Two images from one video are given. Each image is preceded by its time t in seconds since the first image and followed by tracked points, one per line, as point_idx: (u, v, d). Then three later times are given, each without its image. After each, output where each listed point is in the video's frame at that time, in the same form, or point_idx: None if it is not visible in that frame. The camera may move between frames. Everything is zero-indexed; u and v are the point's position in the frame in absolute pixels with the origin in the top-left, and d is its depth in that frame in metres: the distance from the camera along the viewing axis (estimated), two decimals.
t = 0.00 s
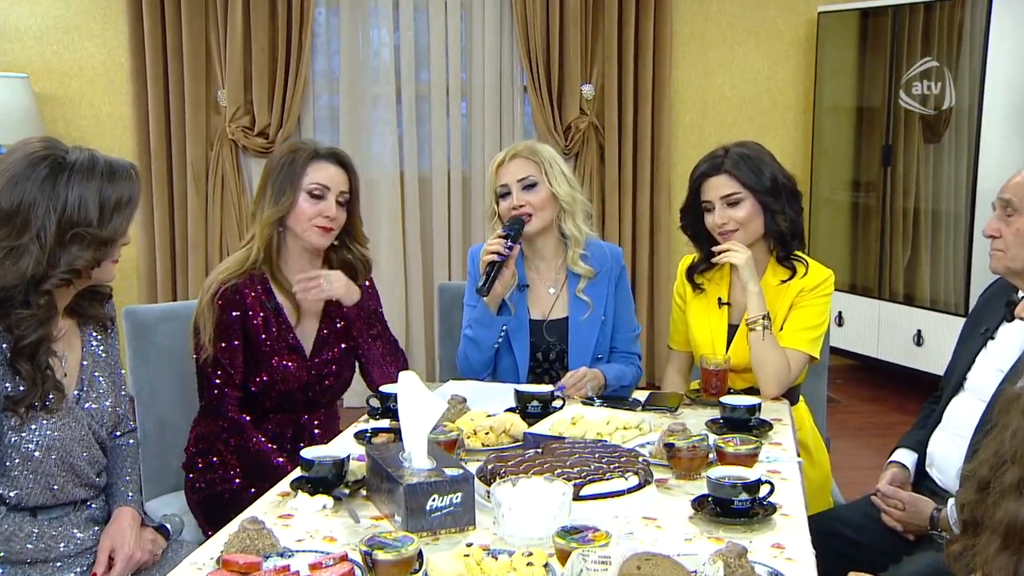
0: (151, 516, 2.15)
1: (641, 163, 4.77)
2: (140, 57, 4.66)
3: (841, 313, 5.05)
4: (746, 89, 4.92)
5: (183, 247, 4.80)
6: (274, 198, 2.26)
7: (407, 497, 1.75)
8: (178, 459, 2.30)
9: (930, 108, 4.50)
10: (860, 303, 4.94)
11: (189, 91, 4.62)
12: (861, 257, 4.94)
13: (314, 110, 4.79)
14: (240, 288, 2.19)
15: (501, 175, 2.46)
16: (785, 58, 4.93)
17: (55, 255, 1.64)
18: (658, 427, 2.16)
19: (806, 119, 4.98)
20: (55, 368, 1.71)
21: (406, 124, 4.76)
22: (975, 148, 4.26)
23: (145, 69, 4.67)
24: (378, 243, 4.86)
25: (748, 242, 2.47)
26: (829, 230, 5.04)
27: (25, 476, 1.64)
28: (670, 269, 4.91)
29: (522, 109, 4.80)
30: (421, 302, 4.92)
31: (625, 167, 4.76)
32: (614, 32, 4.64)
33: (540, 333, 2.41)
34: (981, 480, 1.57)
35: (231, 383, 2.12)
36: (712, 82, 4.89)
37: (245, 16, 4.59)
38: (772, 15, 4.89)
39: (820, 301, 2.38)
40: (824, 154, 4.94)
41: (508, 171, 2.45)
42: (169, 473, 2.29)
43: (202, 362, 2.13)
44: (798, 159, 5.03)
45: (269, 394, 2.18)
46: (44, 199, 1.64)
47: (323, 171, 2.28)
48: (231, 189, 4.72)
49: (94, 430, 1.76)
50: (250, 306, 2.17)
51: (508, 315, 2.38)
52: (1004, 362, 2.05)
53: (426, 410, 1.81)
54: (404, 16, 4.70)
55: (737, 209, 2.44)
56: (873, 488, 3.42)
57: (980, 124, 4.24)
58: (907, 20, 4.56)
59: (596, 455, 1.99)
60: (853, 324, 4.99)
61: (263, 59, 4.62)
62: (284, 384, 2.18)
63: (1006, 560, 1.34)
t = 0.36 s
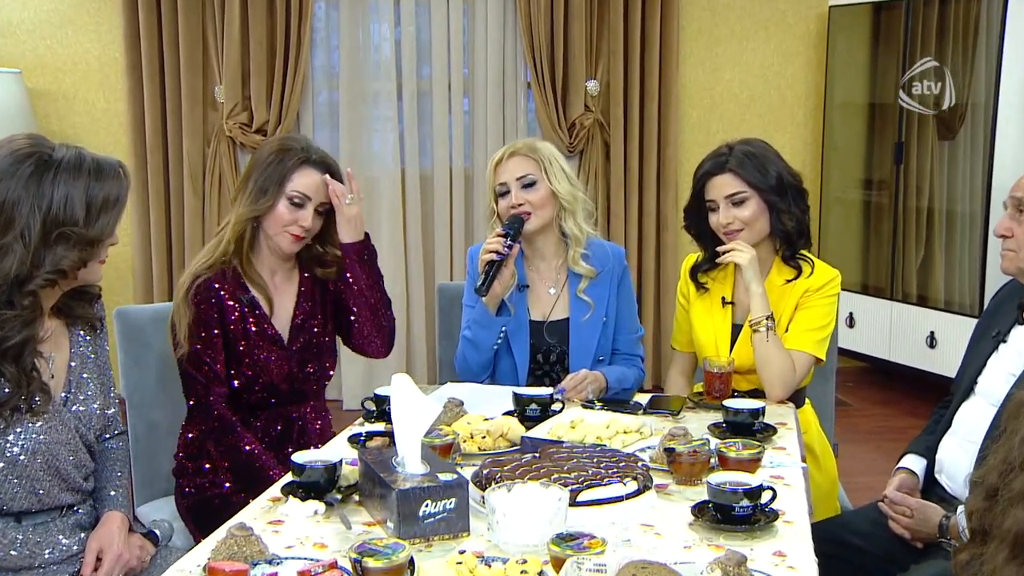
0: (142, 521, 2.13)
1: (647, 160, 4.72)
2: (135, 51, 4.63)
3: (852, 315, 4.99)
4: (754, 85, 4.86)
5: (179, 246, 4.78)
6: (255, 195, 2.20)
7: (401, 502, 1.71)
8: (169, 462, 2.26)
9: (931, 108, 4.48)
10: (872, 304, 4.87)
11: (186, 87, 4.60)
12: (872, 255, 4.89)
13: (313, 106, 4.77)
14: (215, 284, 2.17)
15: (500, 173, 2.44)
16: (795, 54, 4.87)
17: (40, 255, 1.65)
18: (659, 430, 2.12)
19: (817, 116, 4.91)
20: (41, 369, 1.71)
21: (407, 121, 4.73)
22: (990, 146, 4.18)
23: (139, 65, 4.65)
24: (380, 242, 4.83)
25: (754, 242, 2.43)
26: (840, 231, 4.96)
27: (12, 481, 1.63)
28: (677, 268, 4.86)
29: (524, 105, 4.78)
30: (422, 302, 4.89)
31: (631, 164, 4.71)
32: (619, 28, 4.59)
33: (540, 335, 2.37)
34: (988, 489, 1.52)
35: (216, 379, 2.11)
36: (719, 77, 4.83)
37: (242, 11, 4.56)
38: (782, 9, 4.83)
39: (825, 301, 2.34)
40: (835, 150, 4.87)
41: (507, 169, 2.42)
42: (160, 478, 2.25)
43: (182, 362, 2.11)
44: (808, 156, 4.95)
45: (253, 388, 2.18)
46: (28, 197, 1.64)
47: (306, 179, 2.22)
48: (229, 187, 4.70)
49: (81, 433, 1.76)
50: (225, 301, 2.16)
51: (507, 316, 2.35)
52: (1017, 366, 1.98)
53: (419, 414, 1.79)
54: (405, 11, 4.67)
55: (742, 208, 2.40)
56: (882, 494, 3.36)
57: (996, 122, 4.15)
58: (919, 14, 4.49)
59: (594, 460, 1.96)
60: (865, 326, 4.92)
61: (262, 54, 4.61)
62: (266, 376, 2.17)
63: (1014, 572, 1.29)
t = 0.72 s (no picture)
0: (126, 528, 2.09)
1: (648, 156, 4.68)
2: (124, 46, 4.64)
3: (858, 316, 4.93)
4: (757, 80, 4.89)
5: (170, 244, 4.76)
6: (215, 190, 2.19)
7: (386, 507, 1.68)
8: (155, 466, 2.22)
9: (931, 108, 4.45)
10: (879, 305, 4.81)
11: (176, 83, 4.59)
12: (878, 250, 4.84)
13: (307, 102, 4.73)
14: (187, 281, 2.14)
15: (493, 172, 2.44)
16: (799, 49, 4.89)
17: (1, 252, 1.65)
18: (655, 434, 2.08)
19: (822, 112, 4.95)
20: (21, 371, 1.71)
21: (402, 116, 4.71)
22: (999, 140, 4.07)
23: (130, 60, 4.65)
24: (376, 239, 4.79)
25: (756, 241, 2.38)
26: (846, 227, 4.96)
27: None
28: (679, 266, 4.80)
29: (523, 102, 4.73)
30: (419, 300, 4.87)
31: (631, 161, 4.66)
32: (619, 23, 4.55)
33: (536, 336, 2.37)
34: (991, 495, 1.47)
35: (198, 381, 2.06)
36: (721, 75, 4.87)
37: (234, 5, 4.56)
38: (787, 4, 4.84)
39: (827, 302, 2.30)
40: (840, 147, 4.88)
41: (499, 167, 2.42)
42: (145, 483, 2.20)
43: (163, 363, 2.08)
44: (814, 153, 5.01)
45: (233, 385, 2.14)
46: None
47: (263, 161, 2.20)
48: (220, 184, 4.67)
49: (62, 437, 1.77)
50: (200, 294, 2.14)
51: (501, 317, 2.34)
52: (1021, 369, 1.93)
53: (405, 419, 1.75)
54: (401, 5, 4.64)
55: (744, 207, 2.36)
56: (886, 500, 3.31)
57: (1006, 116, 4.02)
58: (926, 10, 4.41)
59: (587, 465, 1.91)
60: (873, 328, 4.86)
61: (254, 51, 4.58)
62: (246, 373, 2.14)
63: None
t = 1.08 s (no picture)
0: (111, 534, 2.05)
1: (650, 154, 4.64)
2: (114, 40, 4.53)
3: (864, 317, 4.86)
4: (760, 75, 4.87)
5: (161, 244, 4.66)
6: (181, 189, 2.25)
7: (373, 513, 1.65)
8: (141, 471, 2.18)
9: (927, 107, 4.47)
10: (886, 305, 4.75)
11: (166, 78, 4.49)
12: (887, 248, 4.78)
13: (301, 98, 4.66)
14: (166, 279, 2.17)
15: (492, 167, 2.43)
16: (804, 44, 4.88)
17: None
18: (651, 438, 2.04)
19: (827, 109, 4.94)
20: None
21: (398, 113, 4.67)
22: (1008, 135, 3.98)
23: (119, 54, 4.54)
24: (372, 237, 4.73)
25: (758, 240, 2.34)
26: (852, 224, 4.94)
27: None
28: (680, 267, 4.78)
29: (521, 98, 4.69)
30: (415, 301, 4.83)
31: (632, 158, 4.63)
32: (620, 19, 4.51)
33: (533, 337, 2.35)
34: (993, 501, 1.42)
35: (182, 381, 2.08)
36: (725, 72, 4.83)
37: None
38: None
39: (828, 304, 2.25)
40: (846, 143, 4.87)
41: (498, 162, 2.42)
42: (130, 488, 2.17)
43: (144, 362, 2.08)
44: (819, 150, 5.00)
45: (218, 382, 2.15)
46: None
47: (223, 148, 2.26)
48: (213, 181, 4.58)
49: (41, 440, 1.79)
50: (183, 295, 2.16)
51: (498, 317, 2.33)
52: None
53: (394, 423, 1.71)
54: None
55: (747, 204, 2.32)
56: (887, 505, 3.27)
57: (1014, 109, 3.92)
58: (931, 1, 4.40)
59: (580, 470, 1.87)
60: (880, 329, 4.78)
61: (246, 45, 4.50)
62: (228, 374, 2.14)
63: None
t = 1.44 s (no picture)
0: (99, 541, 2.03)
1: (655, 152, 4.60)
2: (106, 34, 4.45)
3: (874, 318, 4.78)
4: (769, 72, 4.81)
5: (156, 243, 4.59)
6: (164, 187, 2.24)
7: (364, 520, 1.61)
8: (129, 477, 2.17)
9: (933, 107, 4.43)
10: (897, 307, 4.66)
11: (161, 74, 4.44)
12: (898, 249, 4.70)
13: (299, 95, 4.61)
14: (151, 277, 2.16)
15: (492, 166, 2.41)
16: (814, 38, 4.82)
17: None
18: (651, 443, 1.99)
19: (837, 106, 4.89)
20: None
21: (398, 109, 4.63)
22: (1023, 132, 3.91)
23: (112, 50, 4.47)
24: (371, 237, 4.69)
25: (763, 240, 2.29)
26: (861, 223, 4.85)
27: None
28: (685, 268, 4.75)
29: (523, 95, 4.66)
30: (414, 303, 4.80)
31: (636, 157, 4.59)
32: (624, 15, 4.47)
33: (532, 337, 2.33)
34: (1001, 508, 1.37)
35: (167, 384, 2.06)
36: (732, 68, 4.78)
37: None
38: None
39: (836, 305, 2.22)
40: (857, 140, 4.80)
41: (499, 162, 2.39)
42: (119, 494, 2.15)
43: (128, 361, 2.07)
44: (829, 146, 4.93)
45: (206, 385, 2.14)
46: None
47: (205, 145, 2.24)
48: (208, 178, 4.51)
49: (17, 445, 1.76)
50: (170, 294, 2.15)
51: (495, 319, 2.30)
52: None
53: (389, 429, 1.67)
54: None
55: (751, 203, 2.27)
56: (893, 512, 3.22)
57: None
58: None
59: (578, 476, 1.82)
60: (890, 332, 4.71)
61: (241, 40, 4.44)
62: (217, 372, 2.14)
63: None
